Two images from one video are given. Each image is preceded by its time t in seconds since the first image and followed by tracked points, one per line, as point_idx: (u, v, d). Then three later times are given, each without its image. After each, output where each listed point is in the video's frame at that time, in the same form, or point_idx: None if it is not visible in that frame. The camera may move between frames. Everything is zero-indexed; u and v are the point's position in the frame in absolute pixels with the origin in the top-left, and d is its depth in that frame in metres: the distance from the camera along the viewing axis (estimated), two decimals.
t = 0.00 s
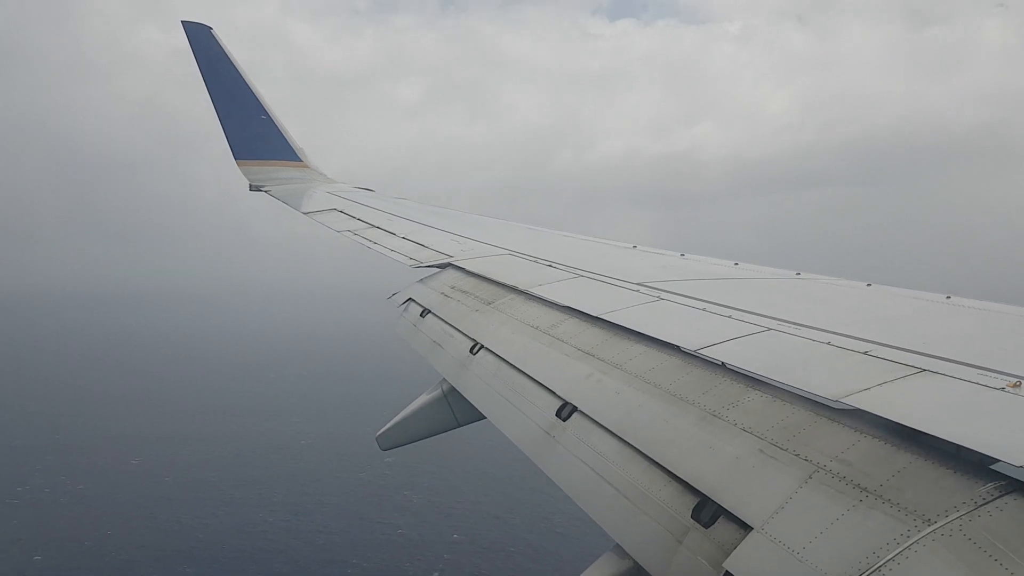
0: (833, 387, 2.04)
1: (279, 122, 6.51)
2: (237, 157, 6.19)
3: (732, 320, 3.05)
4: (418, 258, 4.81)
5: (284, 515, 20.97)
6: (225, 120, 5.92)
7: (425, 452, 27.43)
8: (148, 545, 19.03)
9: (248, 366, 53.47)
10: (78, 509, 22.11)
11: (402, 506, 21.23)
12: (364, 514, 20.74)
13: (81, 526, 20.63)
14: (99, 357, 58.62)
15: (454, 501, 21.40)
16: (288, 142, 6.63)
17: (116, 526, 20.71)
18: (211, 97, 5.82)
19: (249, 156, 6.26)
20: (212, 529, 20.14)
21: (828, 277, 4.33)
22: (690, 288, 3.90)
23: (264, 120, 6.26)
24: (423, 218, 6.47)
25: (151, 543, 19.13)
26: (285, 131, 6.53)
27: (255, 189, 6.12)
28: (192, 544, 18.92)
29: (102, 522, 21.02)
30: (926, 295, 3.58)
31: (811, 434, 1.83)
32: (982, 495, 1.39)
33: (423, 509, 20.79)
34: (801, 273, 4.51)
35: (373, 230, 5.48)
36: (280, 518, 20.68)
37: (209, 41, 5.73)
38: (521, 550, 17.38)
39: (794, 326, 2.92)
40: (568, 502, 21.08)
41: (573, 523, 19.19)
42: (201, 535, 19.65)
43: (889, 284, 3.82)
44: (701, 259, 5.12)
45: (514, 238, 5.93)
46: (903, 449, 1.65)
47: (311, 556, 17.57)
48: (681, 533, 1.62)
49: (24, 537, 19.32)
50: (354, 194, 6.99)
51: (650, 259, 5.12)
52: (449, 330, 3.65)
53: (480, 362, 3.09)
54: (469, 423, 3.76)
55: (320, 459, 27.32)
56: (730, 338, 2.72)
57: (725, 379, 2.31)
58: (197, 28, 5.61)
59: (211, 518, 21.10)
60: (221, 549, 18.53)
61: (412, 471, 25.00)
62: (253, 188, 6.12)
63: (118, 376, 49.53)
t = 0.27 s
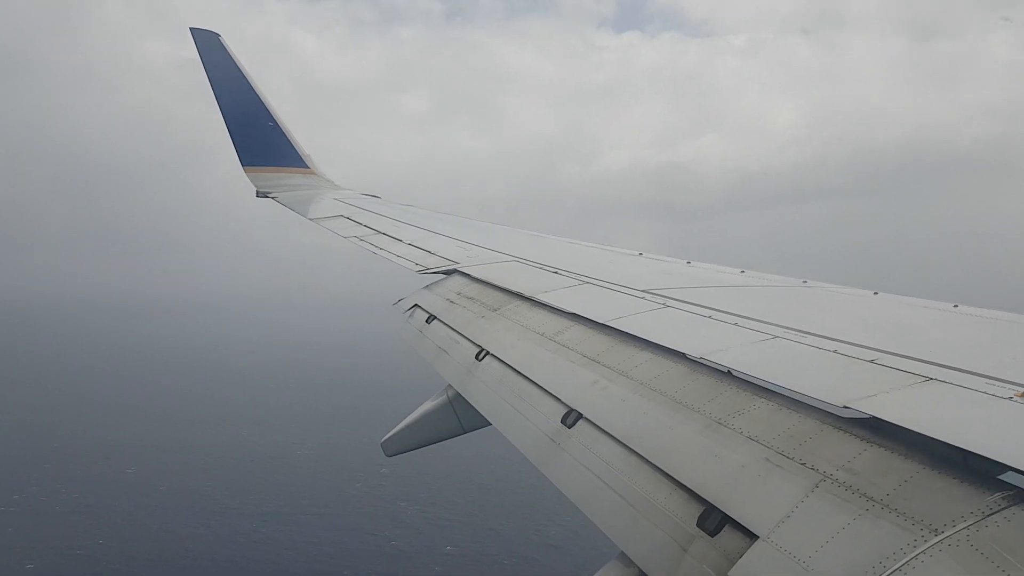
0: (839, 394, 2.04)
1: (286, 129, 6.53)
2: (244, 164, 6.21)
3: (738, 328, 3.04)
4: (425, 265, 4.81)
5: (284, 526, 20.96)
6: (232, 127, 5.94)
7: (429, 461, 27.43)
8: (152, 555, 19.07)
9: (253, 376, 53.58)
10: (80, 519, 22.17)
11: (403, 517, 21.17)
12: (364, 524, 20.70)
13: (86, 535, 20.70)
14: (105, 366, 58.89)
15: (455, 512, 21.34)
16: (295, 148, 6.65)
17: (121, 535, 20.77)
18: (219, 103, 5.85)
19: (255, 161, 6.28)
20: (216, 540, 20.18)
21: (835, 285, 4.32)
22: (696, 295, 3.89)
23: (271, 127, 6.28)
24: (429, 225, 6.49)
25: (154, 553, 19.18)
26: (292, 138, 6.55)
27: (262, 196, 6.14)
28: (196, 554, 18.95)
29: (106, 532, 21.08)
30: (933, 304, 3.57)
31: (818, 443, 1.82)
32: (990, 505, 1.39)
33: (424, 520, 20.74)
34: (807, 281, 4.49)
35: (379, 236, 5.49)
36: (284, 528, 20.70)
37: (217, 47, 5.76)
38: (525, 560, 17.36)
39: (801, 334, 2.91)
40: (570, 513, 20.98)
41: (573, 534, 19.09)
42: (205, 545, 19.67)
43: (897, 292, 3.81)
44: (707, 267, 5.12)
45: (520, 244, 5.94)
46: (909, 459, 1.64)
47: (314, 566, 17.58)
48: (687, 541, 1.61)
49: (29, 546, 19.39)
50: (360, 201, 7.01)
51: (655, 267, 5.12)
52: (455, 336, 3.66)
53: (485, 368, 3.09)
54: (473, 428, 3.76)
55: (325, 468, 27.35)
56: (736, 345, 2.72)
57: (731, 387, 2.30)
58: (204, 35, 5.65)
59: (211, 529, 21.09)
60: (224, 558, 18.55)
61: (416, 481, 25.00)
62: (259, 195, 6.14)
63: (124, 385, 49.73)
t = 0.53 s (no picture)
0: (848, 413, 2.02)
1: (295, 145, 6.58)
2: (254, 180, 6.25)
3: (746, 345, 3.03)
4: (432, 282, 4.82)
5: (287, 547, 20.85)
6: (242, 143, 5.98)
7: (435, 480, 27.36)
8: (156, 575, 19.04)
9: (260, 395, 53.61)
10: (83, 539, 22.13)
11: (406, 537, 21.04)
12: (367, 545, 20.57)
13: (91, 554, 20.71)
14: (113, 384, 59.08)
15: (458, 533, 21.20)
16: (304, 164, 6.69)
17: (126, 555, 20.76)
18: (229, 119, 5.89)
19: (265, 177, 6.32)
20: (221, 560, 20.14)
21: (844, 303, 4.30)
22: (703, 313, 3.88)
23: (281, 143, 6.32)
24: (436, 241, 6.50)
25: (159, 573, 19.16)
26: (301, 154, 6.59)
27: (271, 212, 6.17)
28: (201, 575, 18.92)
29: (111, 552, 21.09)
30: (942, 322, 3.54)
31: (827, 461, 1.81)
32: (1000, 525, 1.37)
33: (427, 541, 20.60)
34: (815, 299, 4.47)
35: (386, 253, 5.51)
36: (289, 549, 20.66)
37: (227, 64, 5.81)
38: None
39: (809, 352, 2.89)
40: (575, 532, 20.82)
41: (577, 554, 18.91)
42: (210, 566, 19.65)
43: (906, 310, 3.78)
44: (715, 284, 5.10)
45: (528, 261, 5.95)
46: (918, 478, 1.63)
47: None
48: (694, 561, 1.59)
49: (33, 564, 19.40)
50: (368, 217, 7.04)
51: (663, 284, 5.11)
52: (461, 353, 3.65)
53: (492, 385, 3.09)
54: (480, 446, 3.74)
55: (331, 488, 27.30)
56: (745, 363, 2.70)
57: (739, 406, 2.29)
58: (215, 52, 5.70)
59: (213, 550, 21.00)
60: None
61: (422, 501, 24.93)
62: (268, 211, 6.17)
63: (131, 403, 49.84)
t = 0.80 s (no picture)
0: (864, 432, 2.01)
1: (310, 164, 6.63)
2: (269, 198, 6.30)
3: (760, 362, 3.02)
4: (445, 297, 4.83)
5: (298, 560, 20.86)
6: (258, 162, 6.04)
7: (448, 494, 27.32)
8: None
9: (274, 407, 53.78)
10: (96, 551, 22.23)
11: (417, 550, 21.00)
12: (378, 559, 20.54)
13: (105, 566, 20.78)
14: (128, 396, 59.47)
15: (470, 548, 21.13)
16: (319, 183, 6.74)
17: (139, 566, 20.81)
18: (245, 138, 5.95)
19: (280, 196, 6.37)
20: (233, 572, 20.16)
21: (859, 319, 4.28)
22: (718, 329, 3.87)
23: (296, 162, 6.38)
24: (449, 257, 6.53)
25: None
26: (316, 173, 6.65)
27: (286, 230, 6.21)
28: None
29: (125, 563, 21.14)
30: (959, 339, 3.52)
31: (843, 479, 1.80)
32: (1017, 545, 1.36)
33: (438, 555, 20.55)
34: (830, 315, 4.45)
35: (400, 268, 5.54)
36: (302, 562, 20.65)
37: (243, 84, 5.88)
38: None
39: (824, 369, 2.88)
40: (587, 548, 20.69)
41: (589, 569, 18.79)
42: None
43: (922, 327, 3.75)
44: (729, 300, 5.09)
45: (541, 276, 5.96)
46: (936, 496, 1.61)
47: None
48: None
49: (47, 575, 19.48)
50: (382, 233, 7.09)
51: (677, 300, 5.10)
52: (475, 368, 3.65)
53: (506, 400, 3.09)
54: (494, 462, 3.73)
55: (343, 501, 27.30)
56: (760, 380, 2.69)
57: (754, 423, 2.28)
58: (232, 72, 5.78)
59: (225, 562, 21.04)
60: None
61: (434, 514, 24.89)
62: (283, 229, 6.21)
63: (146, 415, 50.14)
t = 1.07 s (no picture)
0: (879, 441, 2.00)
1: (324, 171, 6.68)
2: (283, 204, 6.34)
3: (774, 370, 3.00)
4: (457, 303, 4.85)
5: (307, 564, 20.95)
6: (273, 169, 6.08)
7: (458, 499, 27.34)
8: None
9: (286, 411, 54.04)
10: (108, 553, 22.41)
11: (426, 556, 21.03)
12: (387, 564, 20.59)
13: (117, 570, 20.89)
14: (141, 400, 59.84)
15: (479, 552, 21.18)
16: (333, 190, 6.78)
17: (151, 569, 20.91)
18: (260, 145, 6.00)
19: (294, 203, 6.40)
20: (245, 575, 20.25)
21: (871, 327, 4.26)
22: (731, 336, 3.85)
23: (310, 169, 6.42)
24: (461, 262, 6.55)
25: None
26: (330, 179, 6.69)
27: (300, 235, 6.25)
28: None
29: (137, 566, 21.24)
30: (973, 348, 3.49)
31: (856, 488, 1.79)
32: None
33: (447, 560, 20.58)
34: (844, 322, 4.42)
35: (412, 274, 5.55)
36: (312, 567, 20.72)
37: (259, 92, 5.93)
38: None
39: (838, 377, 2.86)
40: (595, 554, 20.64)
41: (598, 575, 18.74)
42: None
43: (936, 336, 3.72)
44: (741, 307, 5.08)
45: (553, 282, 5.96)
46: (948, 506, 1.60)
47: None
48: None
49: None
50: (394, 239, 7.11)
51: (689, 306, 5.09)
52: (486, 374, 3.66)
53: (517, 407, 3.09)
54: (505, 468, 3.73)
55: (355, 505, 27.36)
56: (773, 388, 2.68)
57: (768, 431, 2.26)
58: (247, 80, 5.82)
59: (236, 566, 21.16)
60: None
61: (445, 519, 24.92)
62: (297, 235, 6.24)
63: (160, 418, 50.53)
